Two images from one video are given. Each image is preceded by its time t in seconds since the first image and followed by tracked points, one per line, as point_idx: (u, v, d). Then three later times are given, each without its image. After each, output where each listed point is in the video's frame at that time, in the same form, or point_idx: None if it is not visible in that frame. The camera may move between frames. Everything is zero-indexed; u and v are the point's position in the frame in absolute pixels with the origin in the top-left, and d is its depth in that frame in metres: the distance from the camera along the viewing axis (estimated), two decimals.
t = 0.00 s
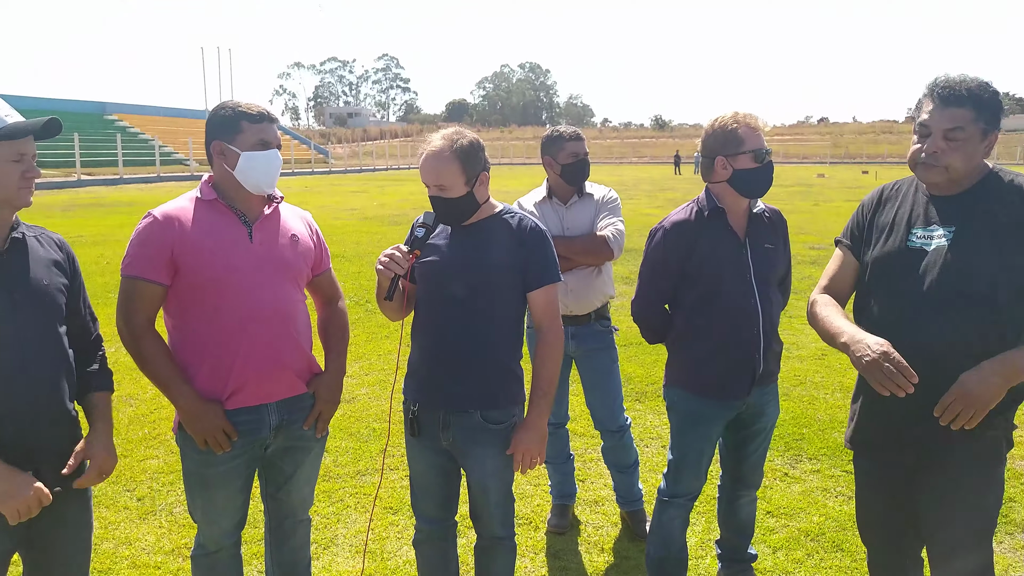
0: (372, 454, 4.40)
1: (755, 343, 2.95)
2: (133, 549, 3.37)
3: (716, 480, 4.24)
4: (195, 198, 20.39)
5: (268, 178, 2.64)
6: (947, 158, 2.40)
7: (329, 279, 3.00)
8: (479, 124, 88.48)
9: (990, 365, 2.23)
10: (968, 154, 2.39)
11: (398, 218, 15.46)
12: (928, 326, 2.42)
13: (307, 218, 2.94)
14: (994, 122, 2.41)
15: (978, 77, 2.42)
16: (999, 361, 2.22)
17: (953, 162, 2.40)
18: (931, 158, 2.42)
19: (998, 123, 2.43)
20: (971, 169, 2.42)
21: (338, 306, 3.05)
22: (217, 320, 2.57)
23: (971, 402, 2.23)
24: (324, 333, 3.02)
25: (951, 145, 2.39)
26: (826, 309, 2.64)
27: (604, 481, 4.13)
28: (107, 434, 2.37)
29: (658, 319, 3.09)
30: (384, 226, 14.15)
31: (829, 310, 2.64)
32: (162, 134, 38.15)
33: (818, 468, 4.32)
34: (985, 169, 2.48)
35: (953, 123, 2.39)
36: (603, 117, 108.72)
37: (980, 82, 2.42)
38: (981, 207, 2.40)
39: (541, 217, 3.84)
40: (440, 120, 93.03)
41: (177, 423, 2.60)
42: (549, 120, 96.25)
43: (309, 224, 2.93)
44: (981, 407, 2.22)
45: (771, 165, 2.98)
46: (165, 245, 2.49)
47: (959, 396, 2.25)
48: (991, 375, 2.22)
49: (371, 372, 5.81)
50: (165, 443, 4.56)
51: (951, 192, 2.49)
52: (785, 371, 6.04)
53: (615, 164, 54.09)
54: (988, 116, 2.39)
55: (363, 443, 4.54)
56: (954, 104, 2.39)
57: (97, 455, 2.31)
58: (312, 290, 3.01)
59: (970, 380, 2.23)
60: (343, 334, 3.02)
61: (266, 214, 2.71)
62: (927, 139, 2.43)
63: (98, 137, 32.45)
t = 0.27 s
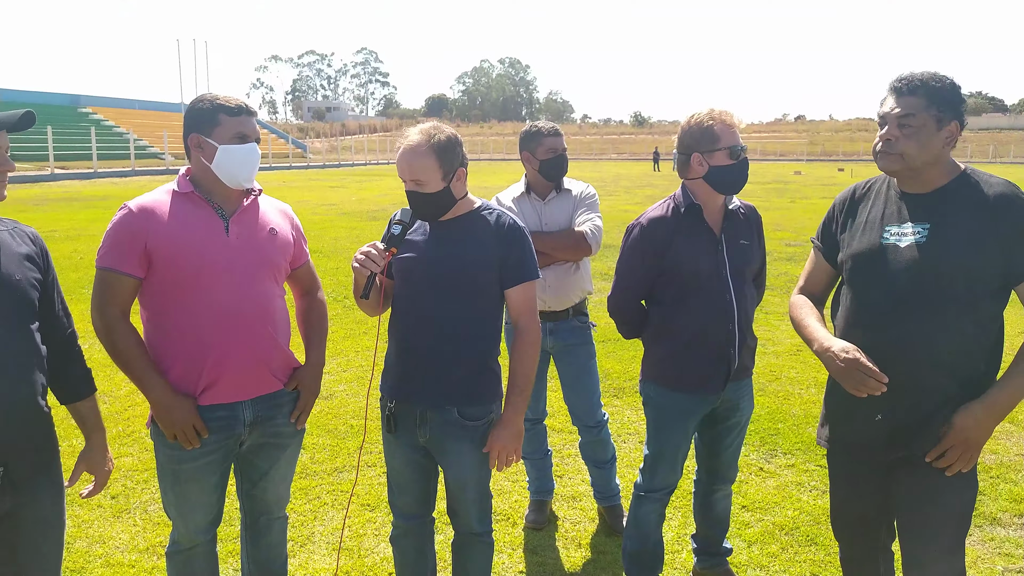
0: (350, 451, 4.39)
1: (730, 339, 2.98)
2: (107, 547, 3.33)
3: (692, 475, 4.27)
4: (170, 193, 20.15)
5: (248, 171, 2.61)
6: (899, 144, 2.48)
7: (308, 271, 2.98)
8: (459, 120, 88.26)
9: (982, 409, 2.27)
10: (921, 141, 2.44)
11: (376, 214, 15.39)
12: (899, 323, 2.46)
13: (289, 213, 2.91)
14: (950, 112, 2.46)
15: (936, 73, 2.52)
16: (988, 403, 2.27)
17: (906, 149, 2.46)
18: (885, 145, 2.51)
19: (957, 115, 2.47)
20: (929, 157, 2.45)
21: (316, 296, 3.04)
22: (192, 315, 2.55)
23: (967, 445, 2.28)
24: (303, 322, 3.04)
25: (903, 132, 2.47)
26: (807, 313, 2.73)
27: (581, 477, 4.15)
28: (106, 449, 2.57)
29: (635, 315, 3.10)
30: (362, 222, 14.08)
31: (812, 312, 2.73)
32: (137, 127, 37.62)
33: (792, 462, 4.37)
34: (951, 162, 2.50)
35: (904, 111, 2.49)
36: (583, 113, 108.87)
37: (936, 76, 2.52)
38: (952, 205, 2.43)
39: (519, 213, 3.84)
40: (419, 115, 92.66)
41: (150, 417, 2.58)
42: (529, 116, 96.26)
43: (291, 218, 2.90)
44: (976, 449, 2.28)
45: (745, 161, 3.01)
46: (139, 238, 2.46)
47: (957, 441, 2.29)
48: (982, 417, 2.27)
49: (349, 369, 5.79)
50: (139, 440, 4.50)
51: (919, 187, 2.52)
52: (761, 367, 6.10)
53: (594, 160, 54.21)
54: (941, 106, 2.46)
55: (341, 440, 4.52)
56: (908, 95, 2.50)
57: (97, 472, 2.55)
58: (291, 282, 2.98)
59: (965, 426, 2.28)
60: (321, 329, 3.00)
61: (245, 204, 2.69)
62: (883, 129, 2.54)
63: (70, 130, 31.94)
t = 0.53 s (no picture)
0: (344, 450, 4.38)
1: (722, 338, 2.98)
2: (100, 546, 3.32)
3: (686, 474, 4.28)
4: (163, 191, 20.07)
5: (240, 170, 2.61)
6: (880, 142, 2.51)
7: (302, 262, 2.97)
8: (452, 120, 88.22)
9: (957, 419, 2.29)
10: (901, 138, 2.47)
11: (370, 213, 15.36)
12: (891, 324, 2.47)
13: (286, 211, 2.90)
14: (929, 108, 2.48)
15: (913, 73, 2.55)
16: (963, 412, 2.28)
17: (885, 146, 2.49)
18: (867, 144, 2.54)
19: (937, 111, 2.48)
20: (910, 153, 2.47)
21: (313, 282, 3.03)
22: (186, 313, 2.54)
23: (949, 456, 2.30)
24: (299, 309, 3.06)
25: (883, 130, 2.50)
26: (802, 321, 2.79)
27: (575, 476, 4.15)
28: (91, 438, 2.57)
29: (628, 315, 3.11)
30: (357, 221, 14.07)
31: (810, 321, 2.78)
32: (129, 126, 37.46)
33: (785, 462, 4.39)
34: (936, 159, 2.51)
35: (882, 110, 2.52)
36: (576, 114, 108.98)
37: (913, 75, 2.55)
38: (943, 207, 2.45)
39: (512, 213, 3.84)
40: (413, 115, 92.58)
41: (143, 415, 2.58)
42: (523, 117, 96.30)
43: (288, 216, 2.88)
44: (960, 458, 2.30)
45: (738, 162, 3.02)
46: (132, 235, 2.45)
47: (939, 451, 2.32)
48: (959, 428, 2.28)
49: (343, 368, 5.78)
50: (132, 439, 4.48)
51: (905, 185, 2.54)
52: (754, 367, 6.12)
53: (588, 161, 54.27)
54: (919, 103, 2.49)
55: (335, 439, 4.51)
56: (884, 94, 2.55)
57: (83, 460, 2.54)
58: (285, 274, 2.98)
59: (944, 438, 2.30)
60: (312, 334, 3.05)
61: (238, 202, 2.68)
62: (864, 128, 2.57)
63: (62, 128, 31.78)
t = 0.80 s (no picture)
0: (347, 448, 4.39)
1: (725, 338, 2.98)
2: (103, 542, 3.33)
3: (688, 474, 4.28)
4: (168, 189, 20.11)
5: (244, 169, 2.61)
6: (878, 142, 2.51)
7: (303, 253, 3.00)
8: (457, 119, 88.25)
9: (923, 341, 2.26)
10: (900, 137, 2.47)
11: (374, 212, 15.38)
12: (893, 323, 2.47)
13: (290, 207, 2.90)
14: (927, 106, 2.48)
15: (909, 73, 2.56)
16: (931, 341, 2.25)
17: (883, 145, 2.50)
18: (866, 145, 2.55)
19: (935, 109, 2.48)
20: (909, 152, 2.47)
21: (313, 273, 3.07)
22: (191, 310, 2.55)
23: (885, 360, 2.30)
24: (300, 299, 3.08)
25: (881, 130, 2.51)
26: (800, 318, 2.76)
27: (578, 475, 4.15)
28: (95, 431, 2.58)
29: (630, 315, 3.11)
30: (361, 220, 14.09)
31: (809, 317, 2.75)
32: (134, 124, 37.55)
33: (788, 462, 4.39)
34: (937, 157, 2.50)
35: (880, 111, 2.53)
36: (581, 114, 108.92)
37: (909, 76, 2.56)
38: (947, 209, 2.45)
39: (516, 212, 3.84)
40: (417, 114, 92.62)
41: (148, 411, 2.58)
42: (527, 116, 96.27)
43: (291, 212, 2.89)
44: (886, 365, 2.30)
45: (742, 162, 3.02)
46: (138, 232, 2.45)
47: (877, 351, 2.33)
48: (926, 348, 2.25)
49: (347, 366, 5.79)
50: (136, 436, 4.50)
51: (906, 185, 2.54)
52: (758, 367, 6.11)
53: (592, 160, 54.24)
54: (916, 102, 2.49)
55: (338, 437, 4.52)
56: (882, 95, 2.56)
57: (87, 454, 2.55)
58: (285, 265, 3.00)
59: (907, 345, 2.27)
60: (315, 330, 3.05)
61: (244, 202, 2.68)
62: (863, 130, 2.58)
63: (68, 126, 31.87)
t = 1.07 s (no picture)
0: (349, 446, 4.40)
1: (727, 337, 2.98)
2: (105, 541, 3.34)
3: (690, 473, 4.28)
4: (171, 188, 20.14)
5: (244, 169, 2.61)
6: (885, 141, 2.50)
7: (305, 247, 3.01)
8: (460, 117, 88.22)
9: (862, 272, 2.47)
10: (907, 136, 2.45)
11: (377, 210, 15.38)
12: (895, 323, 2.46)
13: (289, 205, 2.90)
14: (934, 105, 2.46)
15: (917, 72, 2.54)
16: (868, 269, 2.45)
17: (890, 145, 2.48)
18: (874, 145, 2.54)
19: (943, 108, 2.46)
20: (916, 151, 2.45)
21: (314, 266, 3.08)
22: (193, 309, 2.55)
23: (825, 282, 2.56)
24: (305, 293, 3.09)
25: (888, 130, 2.49)
26: (805, 277, 2.61)
27: (579, 474, 4.15)
28: (88, 425, 2.57)
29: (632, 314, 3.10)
30: (364, 218, 14.09)
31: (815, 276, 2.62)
32: (138, 122, 37.59)
33: (790, 462, 4.38)
34: (944, 156, 2.49)
35: (887, 110, 2.51)
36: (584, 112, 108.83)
37: (916, 74, 2.53)
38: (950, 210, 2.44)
39: (518, 211, 3.84)
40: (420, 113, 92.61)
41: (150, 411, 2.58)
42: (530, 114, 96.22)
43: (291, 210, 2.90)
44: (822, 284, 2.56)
45: (744, 161, 3.02)
46: (139, 232, 2.45)
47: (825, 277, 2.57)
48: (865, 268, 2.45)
49: (349, 365, 5.79)
50: (138, 435, 4.51)
51: (914, 183, 2.53)
52: (760, 366, 6.11)
53: (595, 159, 54.25)
54: (924, 101, 2.47)
55: (339, 436, 4.53)
56: (888, 95, 2.54)
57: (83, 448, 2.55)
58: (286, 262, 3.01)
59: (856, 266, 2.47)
60: (318, 329, 3.05)
61: (244, 201, 2.68)
62: (871, 129, 2.56)
63: (71, 125, 31.92)
